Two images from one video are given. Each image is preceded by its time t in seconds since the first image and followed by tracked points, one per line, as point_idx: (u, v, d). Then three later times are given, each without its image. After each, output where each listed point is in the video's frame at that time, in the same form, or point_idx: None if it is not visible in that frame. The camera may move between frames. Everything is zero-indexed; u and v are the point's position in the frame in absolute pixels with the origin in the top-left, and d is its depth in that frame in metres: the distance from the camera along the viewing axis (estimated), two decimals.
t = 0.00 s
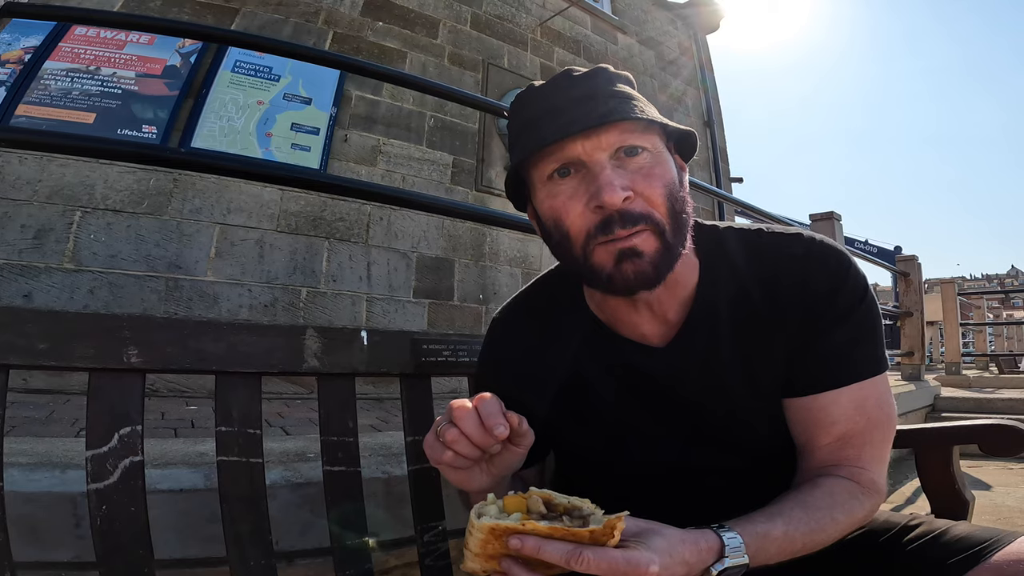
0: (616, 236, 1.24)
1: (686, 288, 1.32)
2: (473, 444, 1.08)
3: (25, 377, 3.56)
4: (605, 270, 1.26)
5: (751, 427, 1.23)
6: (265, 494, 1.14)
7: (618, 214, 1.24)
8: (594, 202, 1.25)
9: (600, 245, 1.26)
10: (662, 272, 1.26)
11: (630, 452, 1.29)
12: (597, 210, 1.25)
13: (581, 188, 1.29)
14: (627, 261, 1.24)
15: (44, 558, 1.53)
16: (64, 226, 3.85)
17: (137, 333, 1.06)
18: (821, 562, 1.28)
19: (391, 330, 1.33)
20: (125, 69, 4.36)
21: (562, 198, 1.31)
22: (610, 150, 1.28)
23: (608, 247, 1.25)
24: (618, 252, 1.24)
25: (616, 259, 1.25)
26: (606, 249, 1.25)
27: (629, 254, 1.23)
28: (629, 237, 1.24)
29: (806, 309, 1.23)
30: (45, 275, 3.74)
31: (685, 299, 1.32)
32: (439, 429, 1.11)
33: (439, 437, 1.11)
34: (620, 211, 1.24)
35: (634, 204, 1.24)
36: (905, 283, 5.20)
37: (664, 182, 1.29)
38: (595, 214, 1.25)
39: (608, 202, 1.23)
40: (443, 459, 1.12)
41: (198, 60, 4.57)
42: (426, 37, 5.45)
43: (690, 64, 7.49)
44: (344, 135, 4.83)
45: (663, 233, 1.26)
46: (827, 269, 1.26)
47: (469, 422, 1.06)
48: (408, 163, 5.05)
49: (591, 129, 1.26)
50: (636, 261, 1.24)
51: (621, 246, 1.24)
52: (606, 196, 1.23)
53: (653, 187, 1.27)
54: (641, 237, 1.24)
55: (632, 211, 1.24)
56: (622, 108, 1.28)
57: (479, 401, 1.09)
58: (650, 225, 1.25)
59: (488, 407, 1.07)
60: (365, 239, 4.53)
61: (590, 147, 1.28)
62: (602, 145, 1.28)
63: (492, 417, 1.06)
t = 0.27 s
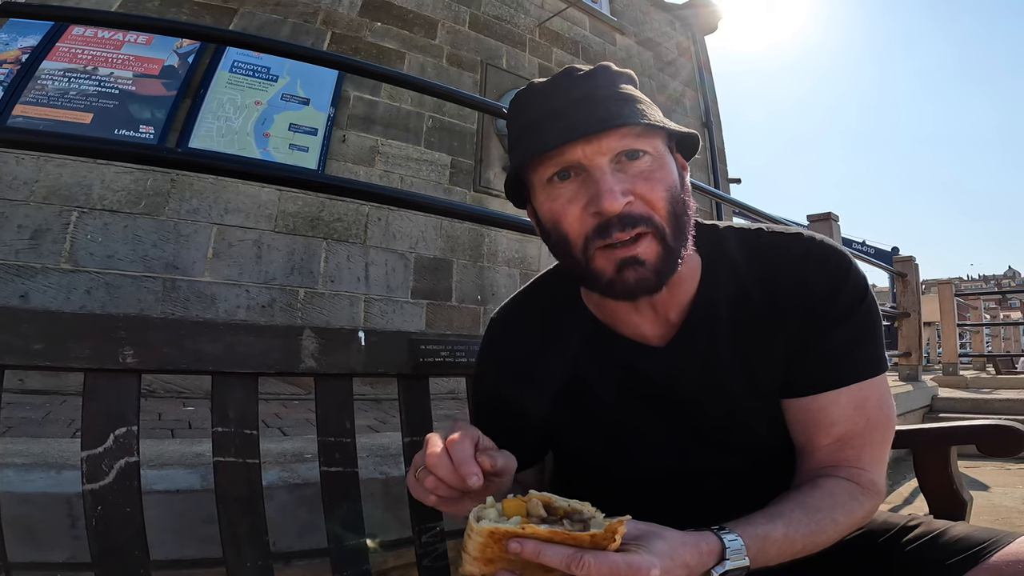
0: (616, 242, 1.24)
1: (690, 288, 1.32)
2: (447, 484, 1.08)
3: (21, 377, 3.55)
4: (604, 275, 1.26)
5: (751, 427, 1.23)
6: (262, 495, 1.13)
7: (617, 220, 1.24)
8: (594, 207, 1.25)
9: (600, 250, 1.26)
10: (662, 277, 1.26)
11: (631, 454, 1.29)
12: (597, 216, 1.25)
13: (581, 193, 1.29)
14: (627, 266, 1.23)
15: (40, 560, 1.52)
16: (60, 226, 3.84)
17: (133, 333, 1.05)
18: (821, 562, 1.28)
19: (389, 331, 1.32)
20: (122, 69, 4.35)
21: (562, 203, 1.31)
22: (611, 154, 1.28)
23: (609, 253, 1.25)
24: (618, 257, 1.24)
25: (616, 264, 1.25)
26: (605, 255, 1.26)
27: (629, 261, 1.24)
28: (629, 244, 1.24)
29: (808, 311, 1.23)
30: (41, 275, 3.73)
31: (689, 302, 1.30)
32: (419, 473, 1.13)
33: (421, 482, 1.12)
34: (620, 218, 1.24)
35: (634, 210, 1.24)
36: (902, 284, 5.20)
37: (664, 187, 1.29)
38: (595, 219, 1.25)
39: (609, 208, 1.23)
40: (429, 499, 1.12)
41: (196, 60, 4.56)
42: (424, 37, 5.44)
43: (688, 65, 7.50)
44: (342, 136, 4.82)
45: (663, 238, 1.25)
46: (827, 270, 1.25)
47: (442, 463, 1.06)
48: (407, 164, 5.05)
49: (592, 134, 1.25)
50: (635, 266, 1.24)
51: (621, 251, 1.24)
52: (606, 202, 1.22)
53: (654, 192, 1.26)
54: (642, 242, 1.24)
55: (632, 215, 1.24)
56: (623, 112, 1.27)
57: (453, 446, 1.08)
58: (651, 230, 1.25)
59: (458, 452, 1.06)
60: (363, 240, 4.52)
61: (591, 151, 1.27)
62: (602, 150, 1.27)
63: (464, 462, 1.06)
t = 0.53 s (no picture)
0: (609, 239, 1.24)
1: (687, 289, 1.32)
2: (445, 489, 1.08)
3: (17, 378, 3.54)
4: (598, 273, 1.26)
5: (749, 427, 1.23)
6: (259, 495, 1.13)
7: (611, 217, 1.24)
8: (588, 204, 1.25)
9: (594, 248, 1.26)
10: (656, 275, 1.26)
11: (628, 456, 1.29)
12: (591, 213, 1.25)
13: (576, 190, 1.29)
14: (620, 264, 1.23)
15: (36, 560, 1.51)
16: (58, 226, 3.83)
17: (129, 334, 1.05)
18: (820, 563, 1.27)
19: (387, 332, 1.32)
20: (120, 69, 4.34)
21: (557, 199, 1.31)
22: (606, 152, 1.28)
23: (602, 250, 1.25)
24: (612, 255, 1.24)
25: (610, 262, 1.25)
26: (599, 252, 1.25)
27: (622, 258, 1.23)
28: (622, 241, 1.24)
29: (805, 312, 1.23)
30: (38, 275, 3.72)
31: (685, 302, 1.30)
32: (416, 477, 1.12)
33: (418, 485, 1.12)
34: (613, 215, 1.24)
35: (628, 208, 1.24)
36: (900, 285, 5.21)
37: (660, 185, 1.28)
38: (589, 216, 1.25)
39: (602, 205, 1.23)
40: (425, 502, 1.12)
41: (194, 61, 4.56)
42: (423, 38, 5.44)
43: (687, 66, 7.51)
44: (341, 136, 4.82)
45: (657, 236, 1.25)
46: (825, 271, 1.25)
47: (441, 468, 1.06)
48: (405, 165, 5.04)
49: (587, 131, 1.26)
50: (628, 263, 1.24)
51: (614, 249, 1.24)
52: (600, 200, 1.23)
53: (649, 190, 1.26)
54: (635, 240, 1.24)
55: (626, 213, 1.24)
56: (619, 110, 1.28)
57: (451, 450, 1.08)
58: (645, 228, 1.24)
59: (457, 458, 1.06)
60: (361, 240, 4.52)
61: (586, 149, 1.27)
62: (598, 147, 1.27)
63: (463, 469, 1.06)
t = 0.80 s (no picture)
0: (601, 235, 1.24)
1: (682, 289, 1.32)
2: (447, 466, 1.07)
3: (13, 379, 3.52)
4: (591, 269, 1.26)
5: (743, 429, 1.23)
6: (254, 496, 1.12)
7: (602, 214, 1.24)
8: (580, 201, 1.25)
9: (586, 244, 1.26)
10: (648, 271, 1.25)
11: (622, 457, 1.29)
12: (583, 209, 1.25)
13: (569, 187, 1.29)
14: (612, 260, 1.24)
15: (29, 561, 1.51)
16: (54, 227, 3.82)
17: (122, 334, 1.05)
18: (815, 564, 1.27)
19: (382, 332, 1.32)
20: (117, 69, 4.33)
21: (550, 196, 1.31)
22: (598, 149, 1.28)
23: (594, 246, 1.25)
24: (603, 251, 1.24)
25: (602, 258, 1.24)
26: (591, 249, 1.25)
27: (614, 254, 1.23)
28: (614, 237, 1.24)
29: (798, 313, 1.23)
30: (34, 276, 3.71)
31: (678, 302, 1.30)
32: (414, 453, 1.12)
33: (415, 462, 1.11)
34: (605, 211, 1.24)
35: (620, 205, 1.24)
36: (896, 286, 5.22)
37: (652, 181, 1.29)
38: (582, 212, 1.26)
39: (594, 201, 1.23)
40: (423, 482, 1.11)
41: (191, 61, 4.55)
42: (421, 39, 5.44)
43: (685, 67, 7.52)
44: (338, 137, 4.82)
45: (650, 233, 1.25)
46: (819, 271, 1.25)
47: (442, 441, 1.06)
48: (402, 165, 5.04)
49: (579, 128, 1.26)
50: (620, 260, 1.24)
51: (606, 244, 1.24)
52: (591, 195, 1.23)
53: (641, 187, 1.26)
54: (627, 235, 1.24)
55: (618, 209, 1.24)
56: (612, 108, 1.28)
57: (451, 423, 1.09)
58: (637, 225, 1.24)
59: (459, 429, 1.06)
60: (358, 241, 4.51)
61: (578, 146, 1.28)
62: (590, 145, 1.27)
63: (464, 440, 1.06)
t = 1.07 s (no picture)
0: (605, 235, 1.24)
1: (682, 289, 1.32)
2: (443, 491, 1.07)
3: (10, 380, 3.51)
4: (594, 268, 1.26)
5: (742, 430, 1.23)
6: (252, 496, 1.12)
7: (606, 213, 1.24)
8: (584, 200, 1.25)
9: (589, 244, 1.26)
10: (651, 271, 1.25)
11: (622, 458, 1.29)
12: (586, 208, 1.25)
13: (572, 187, 1.29)
14: (615, 259, 1.23)
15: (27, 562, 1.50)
16: (51, 227, 3.82)
17: (121, 335, 1.05)
18: (814, 564, 1.28)
19: (381, 333, 1.32)
20: (115, 70, 4.32)
21: (553, 196, 1.31)
22: (601, 149, 1.28)
23: (598, 246, 1.25)
24: (607, 250, 1.24)
25: (605, 257, 1.24)
26: (595, 248, 1.25)
27: (618, 254, 1.23)
28: (617, 237, 1.24)
29: (798, 314, 1.23)
30: (31, 277, 3.70)
31: (678, 302, 1.31)
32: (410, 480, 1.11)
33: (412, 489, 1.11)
34: (609, 210, 1.24)
35: (624, 205, 1.24)
36: (893, 286, 5.24)
37: (654, 182, 1.29)
38: (585, 212, 1.26)
39: (598, 201, 1.23)
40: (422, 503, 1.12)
41: (189, 61, 4.55)
42: (419, 39, 5.45)
43: (683, 68, 7.54)
44: (337, 137, 4.81)
45: (652, 234, 1.25)
46: (817, 272, 1.26)
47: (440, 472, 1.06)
48: (401, 166, 5.04)
49: (583, 128, 1.26)
50: (623, 260, 1.24)
51: (610, 243, 1.24)
52: (595, 195, 1.23)
53: (643, 188, 1.27)
54: (631, 235, 1.24)
55: (621, 209, 1.24)
56: (615, 108, 1.28)
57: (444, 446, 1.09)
58: (640, 225, 1.25)
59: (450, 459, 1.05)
60: (357, 242, 4.51)
61: (581, 146, 1.28)
62: (593, 145, 1.28)
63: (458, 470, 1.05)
